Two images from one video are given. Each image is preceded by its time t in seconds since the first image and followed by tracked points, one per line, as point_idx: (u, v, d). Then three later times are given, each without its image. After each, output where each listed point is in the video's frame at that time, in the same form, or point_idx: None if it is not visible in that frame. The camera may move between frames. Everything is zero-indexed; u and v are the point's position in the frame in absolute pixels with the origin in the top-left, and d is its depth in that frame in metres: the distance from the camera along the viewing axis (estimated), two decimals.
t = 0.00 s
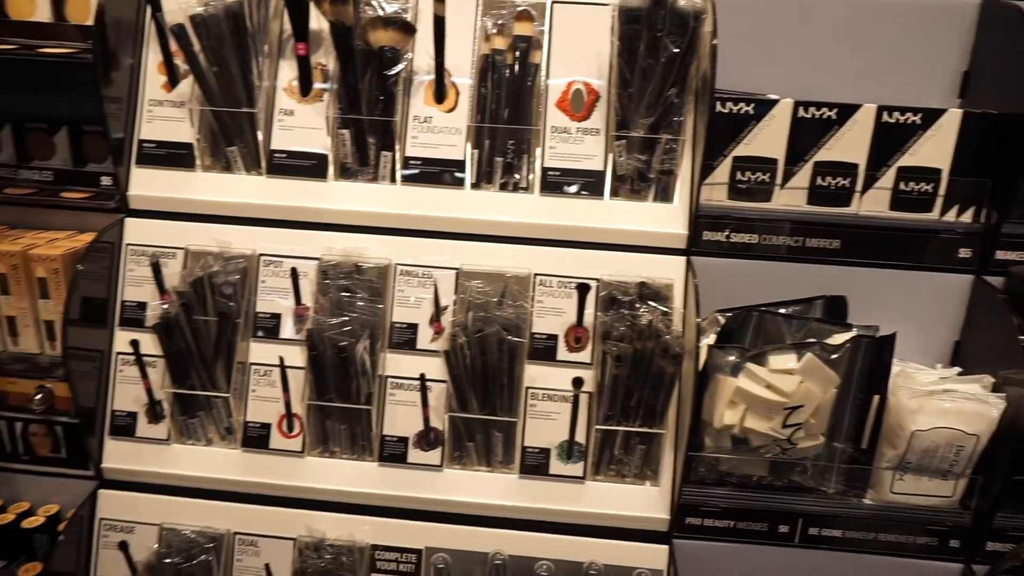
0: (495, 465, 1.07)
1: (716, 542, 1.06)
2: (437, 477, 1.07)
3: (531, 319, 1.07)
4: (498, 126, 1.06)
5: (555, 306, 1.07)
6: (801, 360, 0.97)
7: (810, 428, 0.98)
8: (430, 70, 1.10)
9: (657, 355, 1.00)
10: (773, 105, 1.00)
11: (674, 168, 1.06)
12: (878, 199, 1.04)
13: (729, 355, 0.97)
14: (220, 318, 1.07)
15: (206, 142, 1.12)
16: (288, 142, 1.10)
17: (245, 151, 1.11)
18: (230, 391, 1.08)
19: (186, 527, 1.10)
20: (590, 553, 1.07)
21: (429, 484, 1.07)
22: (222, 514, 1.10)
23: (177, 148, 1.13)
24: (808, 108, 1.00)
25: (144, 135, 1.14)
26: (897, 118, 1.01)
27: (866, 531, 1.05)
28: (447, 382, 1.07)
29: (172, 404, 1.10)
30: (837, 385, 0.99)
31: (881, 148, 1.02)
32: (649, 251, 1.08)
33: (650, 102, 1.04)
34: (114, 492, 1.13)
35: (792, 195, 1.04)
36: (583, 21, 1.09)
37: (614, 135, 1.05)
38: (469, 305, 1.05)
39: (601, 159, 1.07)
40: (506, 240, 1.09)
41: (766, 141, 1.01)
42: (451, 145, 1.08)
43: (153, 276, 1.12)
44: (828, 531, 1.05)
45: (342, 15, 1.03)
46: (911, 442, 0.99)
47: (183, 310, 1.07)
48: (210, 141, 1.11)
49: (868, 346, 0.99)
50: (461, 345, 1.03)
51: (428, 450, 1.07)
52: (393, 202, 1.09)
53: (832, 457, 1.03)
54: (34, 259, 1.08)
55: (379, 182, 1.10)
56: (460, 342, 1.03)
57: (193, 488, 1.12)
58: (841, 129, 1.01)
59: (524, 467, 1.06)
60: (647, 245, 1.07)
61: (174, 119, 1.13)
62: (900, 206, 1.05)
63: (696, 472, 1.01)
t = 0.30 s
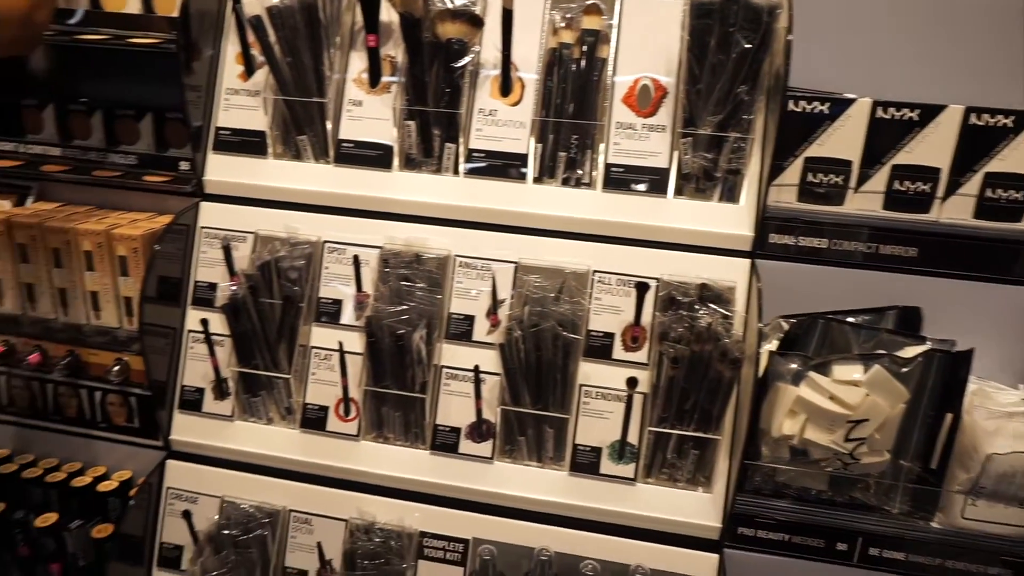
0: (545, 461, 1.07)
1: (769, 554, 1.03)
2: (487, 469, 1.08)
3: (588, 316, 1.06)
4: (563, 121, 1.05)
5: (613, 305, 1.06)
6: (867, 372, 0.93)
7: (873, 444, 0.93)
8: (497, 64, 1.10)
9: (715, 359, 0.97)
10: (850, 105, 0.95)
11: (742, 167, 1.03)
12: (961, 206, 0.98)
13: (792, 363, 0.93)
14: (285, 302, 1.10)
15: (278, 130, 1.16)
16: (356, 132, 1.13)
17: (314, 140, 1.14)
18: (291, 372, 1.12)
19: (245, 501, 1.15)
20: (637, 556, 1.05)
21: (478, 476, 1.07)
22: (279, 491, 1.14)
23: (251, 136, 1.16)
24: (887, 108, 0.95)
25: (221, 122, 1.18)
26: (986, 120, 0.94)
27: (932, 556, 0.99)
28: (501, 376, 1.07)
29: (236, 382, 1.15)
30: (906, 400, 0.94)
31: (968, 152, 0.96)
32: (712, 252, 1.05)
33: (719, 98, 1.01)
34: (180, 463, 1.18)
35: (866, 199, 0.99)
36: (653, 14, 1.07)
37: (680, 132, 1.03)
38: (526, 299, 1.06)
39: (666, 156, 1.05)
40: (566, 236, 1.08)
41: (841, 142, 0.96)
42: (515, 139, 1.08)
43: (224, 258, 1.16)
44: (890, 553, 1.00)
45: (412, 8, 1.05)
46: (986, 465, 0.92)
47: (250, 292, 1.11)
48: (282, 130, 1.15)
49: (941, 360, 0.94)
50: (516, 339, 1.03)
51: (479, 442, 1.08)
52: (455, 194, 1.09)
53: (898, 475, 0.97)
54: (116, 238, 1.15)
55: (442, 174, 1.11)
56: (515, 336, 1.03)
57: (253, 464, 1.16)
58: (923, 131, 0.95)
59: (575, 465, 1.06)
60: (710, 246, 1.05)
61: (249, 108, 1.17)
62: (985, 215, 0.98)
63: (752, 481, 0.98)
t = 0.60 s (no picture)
0: (591, 461, 1.06)
1: None
2: (532, 465, 1.07)
3: (644, 317, 1.04)
4: (629, 117, 1.03)
5: (670, 307, 1.03)
6: (937, 395, 0.86)
7: (940, 470, 0.88)
8: (565, 57, 1.08)
9: (773, 369, 0.94)
10: (936, 109, 0.89)
11: (815, 171, 0.98)
12: None
13: (855, 379, 0.89)
14: (344, 285, 1.13)
15: (348, 118, 1.18)
16: (422, 122, 1.14)
17: (381, 128, 1.16)
18: (347, 353, 1.15)
19: (298, 476, 1.18)
20: (680, 566, 1.03)
21: (523, 470, 1.07)
22: (330, 469, 1.17)
23: (321, 122, 1.19)
24: (978, 114, 0.88)
25: (294, 108, 1.21)
26: None
27: None
28: (551, 372, 1.06)
29: (295, 361, 1.18)
30: (980, 427, 0.88)
31: None
32: (777, 258, 1.01)
33: (794, 98, 0.97)
34: (239, 435, 1.23)
35: (950, 210, 0.92)
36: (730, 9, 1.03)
37: (750, 132, 0.99)
38: (581, 296, 1.05)
39: (734, 157, 1.01)
40: (625, 234, 1.06)
41: (923, 148, 0.91)
42: (579, 133, 1.06)
43: (289, 240, 1.20)
44: None
45: None
46: None
47: (311, 274, 1.14)
48: (352, 117, 1.17)
49: None
50: (568, 335, 1.02)
51: (526, 437, 1.07)
52: (516, 187, 1.09)
53: (967, 507, 0.91)
54: (190, 215, 1.20)
55: (504, 166, 1.10)
56: (567, 332, 1.02)
57: (306, 442, 1.20)
58: (1017, 139, 0.88)
59: (621, 467, 1.04)
60: (777, 252, 1.01)
61: (321, 95, 1.20)
62: None
63: (806, 499, 0.93)
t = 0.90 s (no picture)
0: (638, 468, 1.04)
1: None
2: (577, 468, 1.06)
3: (698, 324, 1.01)
4: (692, 118, 1.00)
5: (726, 315, 1.00)
6: (1013, 422, 0.81)
7: (1014, 503, 0.82)
8: (630, 56, 1.07)
9: (832, 385, 0.90)
10: None
11: (889, 179, 0.93)
12: None
13: (921, 401, 0.84)
14: (400, 279, 1.15)
15: (411, 113, 1.20)
16: (483, 118, 1.14)
17: (443, 124, 1.17)
18: (400, 346, 1.16)
19: (347, 464, 1.21)
20: None
21: (568, 473, 1.06)
22: (378, 459, 1.19)
23: (385, 117, 1.21)
24: None
25: (359, 102, 1.24)
26: None
27: None
28: (600, 375, 1.04)
29: (350, 351, 1.20)
30: None
31: None
32: (844, 269, 0.96)
33: (868, 102, 0.92)
34: (294, 420, 1.26)
35: None
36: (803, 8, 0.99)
37: (820, 136, 0.95)
38: (635, 299, 1.03)
39: (802, 162, 0.97)
40: (684, 238, 1.04)
41: (1012, 157, 0.84)
42: (641, 134, 1.05)
43: (349, 231, 1.22)
44: None
45: None
46: None
47: (369, 267, 1.16)
48: (415, 112, 1.19)
49: None
50: (618, 338, 1.01)
51: (573, 439, 1.06)
52: (573, 186, 1.08)
53: None
54: (256, 205, 1.25)
55: (563, 165, 1.09)
56: (618, 336, 1.01)
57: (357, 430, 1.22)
58: None
59: (669, 477, 1.01)
60: (843, 262, 0.96)
61: (386, 90, 1.22)
62: None
63: (862, 523, 0.89)
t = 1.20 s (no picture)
0: (697, 487, 1.01)
1: None
2: (633, 483, 1.04)
3: (766, 343, 0.98)
4: (770, 129, 0.97)
5: (797, 335, 0.96)
6: None
7: None
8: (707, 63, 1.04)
9: (908, 417, 0.85)
10: None
11: (983, 199, 0.87)
12: None
13: (1009, 439, 0.78)
14: (464, 282, 1.15)
15: (483, 118, 1.21)
16: (554, 124, 1.14)
17: (514, 128, 1.17)
18: (460, 348, 1.17)
19: (405, 462, 1.22)
20: None
21: (623, 487, 1.04)
22: (435, 459, 1.20)
23: (456, 120, 1.22)
24: None
25: (433, 105, 1.25)
26: None
27: None
28: (662, 389, 1.02)
29: (412, 351, 1.22)
30: None
31: None
32: (928, 292, 0.91)
33: (962, 117, 0.87)
34: (356, 415, 1.29)
35: None
36: (896, 15, 0.94)
37: (907, 150, 0.90)
38: (701, 313, 1.00)
39: (886, 177, 0.92)
40: (755, 252, 1.00)
41: None
42: (714, 143, 1.02)
43: (417, 233, 1.23)
44: None
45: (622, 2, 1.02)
46: None
47: (434, 268, 1.18)
48: (487, 117, 1.20)
49: None
50: (681, 354, 0.98)
51: (630, 453, 1.04)
52: (641, 195, 1.06)
53: None
54: (330, 204, 1.29)
55: (633, 173, 1.08)
56: (681, 351, 0.98)
57: (416, 430, 1.23)
58: None
59: (727, 498, 0.98)
60: (928, 285, 0.90)
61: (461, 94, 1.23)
62: None
63: (938, 564, 0.83)
